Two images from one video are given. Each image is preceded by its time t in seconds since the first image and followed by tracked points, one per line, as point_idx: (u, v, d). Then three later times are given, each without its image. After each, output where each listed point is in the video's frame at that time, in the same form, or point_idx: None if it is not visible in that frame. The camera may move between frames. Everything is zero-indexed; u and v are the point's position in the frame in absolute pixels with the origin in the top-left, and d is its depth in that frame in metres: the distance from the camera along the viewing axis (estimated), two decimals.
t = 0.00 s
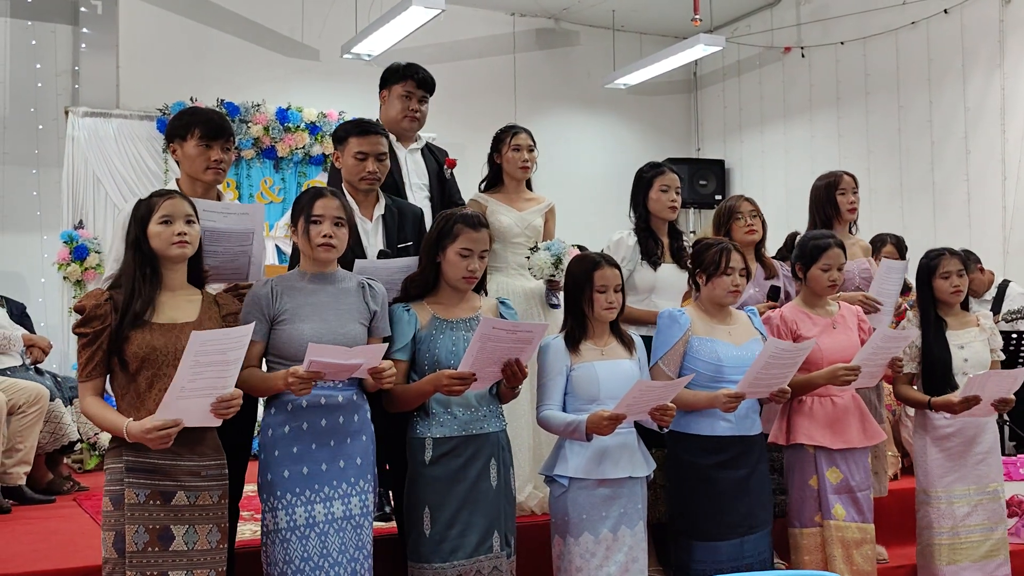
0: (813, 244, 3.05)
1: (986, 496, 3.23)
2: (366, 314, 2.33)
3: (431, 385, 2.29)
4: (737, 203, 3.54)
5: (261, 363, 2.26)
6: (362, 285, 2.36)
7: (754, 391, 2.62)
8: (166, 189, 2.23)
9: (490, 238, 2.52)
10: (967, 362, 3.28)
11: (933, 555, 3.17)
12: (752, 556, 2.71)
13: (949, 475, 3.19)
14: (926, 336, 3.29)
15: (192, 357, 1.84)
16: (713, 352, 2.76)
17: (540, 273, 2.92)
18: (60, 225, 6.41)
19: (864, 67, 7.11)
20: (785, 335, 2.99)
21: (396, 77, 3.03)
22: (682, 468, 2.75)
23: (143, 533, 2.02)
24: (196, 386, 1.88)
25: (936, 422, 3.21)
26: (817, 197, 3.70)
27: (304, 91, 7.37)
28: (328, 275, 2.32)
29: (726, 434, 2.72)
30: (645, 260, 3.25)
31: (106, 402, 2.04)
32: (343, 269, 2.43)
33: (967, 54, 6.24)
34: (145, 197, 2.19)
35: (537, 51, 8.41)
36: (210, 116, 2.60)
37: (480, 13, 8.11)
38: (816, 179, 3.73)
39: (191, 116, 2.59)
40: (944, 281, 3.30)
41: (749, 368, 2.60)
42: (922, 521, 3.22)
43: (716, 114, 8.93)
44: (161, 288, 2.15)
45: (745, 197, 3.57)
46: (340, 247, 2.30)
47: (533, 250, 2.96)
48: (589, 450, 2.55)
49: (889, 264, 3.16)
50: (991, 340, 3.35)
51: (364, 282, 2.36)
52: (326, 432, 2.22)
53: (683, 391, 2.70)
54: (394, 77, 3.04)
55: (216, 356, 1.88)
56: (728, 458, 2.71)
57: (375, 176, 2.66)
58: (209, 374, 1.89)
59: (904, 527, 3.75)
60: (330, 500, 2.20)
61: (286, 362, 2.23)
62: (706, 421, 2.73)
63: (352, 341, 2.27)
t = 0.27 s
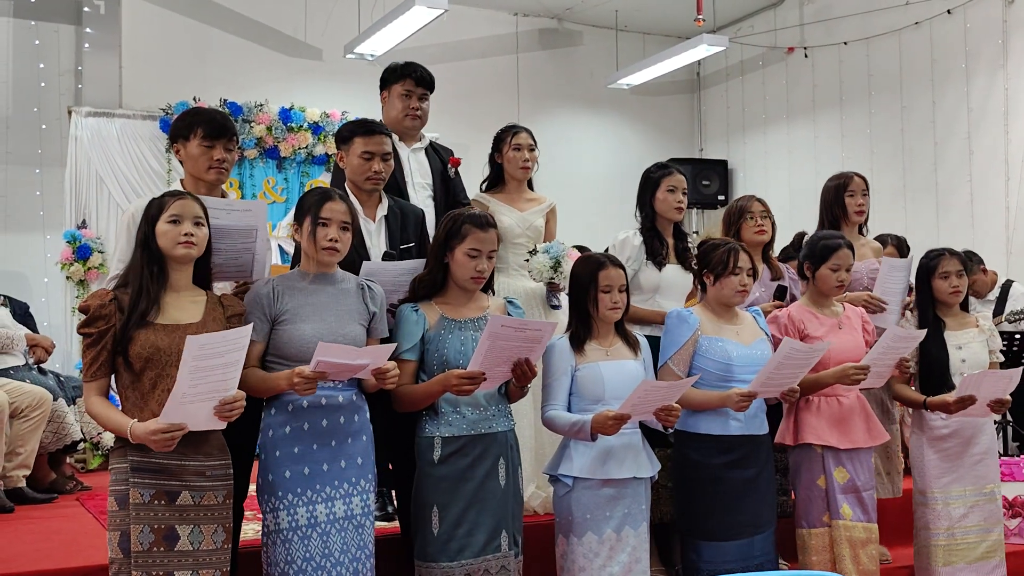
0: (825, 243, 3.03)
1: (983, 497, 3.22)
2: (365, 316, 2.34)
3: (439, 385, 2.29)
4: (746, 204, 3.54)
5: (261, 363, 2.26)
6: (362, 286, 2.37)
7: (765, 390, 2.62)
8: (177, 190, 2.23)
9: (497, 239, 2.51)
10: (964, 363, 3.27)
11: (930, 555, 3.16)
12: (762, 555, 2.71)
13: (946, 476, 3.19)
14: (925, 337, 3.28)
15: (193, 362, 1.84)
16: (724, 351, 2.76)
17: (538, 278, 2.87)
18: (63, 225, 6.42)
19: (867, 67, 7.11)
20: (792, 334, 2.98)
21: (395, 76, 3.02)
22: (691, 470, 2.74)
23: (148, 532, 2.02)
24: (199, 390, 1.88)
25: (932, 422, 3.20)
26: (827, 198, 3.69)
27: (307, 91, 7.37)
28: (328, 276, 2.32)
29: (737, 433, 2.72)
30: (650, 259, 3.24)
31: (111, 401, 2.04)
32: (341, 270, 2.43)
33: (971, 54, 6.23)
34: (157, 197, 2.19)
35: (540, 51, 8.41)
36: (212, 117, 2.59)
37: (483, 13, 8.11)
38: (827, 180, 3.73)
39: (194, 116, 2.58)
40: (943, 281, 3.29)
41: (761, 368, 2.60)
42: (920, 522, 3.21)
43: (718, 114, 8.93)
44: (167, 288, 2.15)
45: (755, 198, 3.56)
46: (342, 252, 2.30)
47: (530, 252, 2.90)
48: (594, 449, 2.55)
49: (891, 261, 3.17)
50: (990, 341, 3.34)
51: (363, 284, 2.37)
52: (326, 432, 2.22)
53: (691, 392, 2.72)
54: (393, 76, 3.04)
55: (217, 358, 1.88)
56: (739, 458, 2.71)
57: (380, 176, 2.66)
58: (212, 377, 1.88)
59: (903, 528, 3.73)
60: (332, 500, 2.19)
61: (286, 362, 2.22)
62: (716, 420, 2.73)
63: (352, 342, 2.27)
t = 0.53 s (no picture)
0: (835, 242, 3.04)
1: (981, 498, 3.22)
2: (369, 315, 2.34)
3: (450, 385, 2.29)
4: (750, 204, 3.54)
5: (266, 364, 2.25)
6: (364, 286, 2.37)
7: (771, 390, 2.62)
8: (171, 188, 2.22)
9: (507, 238, 2.51)
10: (963, 363, 3.26)
11: (927, 556, 3.16)
12: (767, 556, 2.72)
13: (944, 476, 3.19)
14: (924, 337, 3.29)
15: (164, 367, 1.84)
16: (729, 351, 2.76)
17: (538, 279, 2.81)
18: (66, 225, 6.42)
19: (869, 67, 7.11)
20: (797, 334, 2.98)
21: (393, 75, 3.03)
22: (696, 470, 2.74)
23: (142, 531, 2.03)
24: (180, 393, 1.88)
25: (929, 422, 3.20)
26: (834, 199, 3.69)
27: (310, 91, 7.37)
28: (331, 276, 2.32)
29: (743, 432, 2.73)
30: (654, 259, 3.24)
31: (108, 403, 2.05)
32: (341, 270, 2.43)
33: (973, 54, 6.22)
34: (150, 196, 2.19)
35: (542, 51, 8.40)
36: (216, 116, 2.60)
37: (486, 13, 8.11)
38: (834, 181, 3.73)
39: (198, 116, 2.59)
40: (942, 281, 3.28)
41: (767, 368, 2.60)
42: (917, 523, 3.21)
43: (720, 114, 8.92)
44: (160, 287, 2.14)
45: (759, 197, 3.56)
46: (348, 249, 2.31)
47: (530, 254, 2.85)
48: (598, 448, 2.55)
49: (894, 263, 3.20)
50: (988, 342, 3.33)
51: (366, 283, 2.37)
52: (335, 432, 2.23)
53: (694, 391, 2.72)
54: (391, 75, 3.04)
55: (189, 359, 1.88)
56: (745, 457, 2.72)
57: (388, 174, 2.66)
58: (189, 378, 1.88)
59: (901, 528, 3.73)
60: (341, 499, 2.20)
61: (292, 362, 2.23)
62: (721, 420, 2.73)
63: (357, 342, 2.28)
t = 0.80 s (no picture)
0: (841, 243, 3.04)
1: (982, 498, 3.22)
2: (376, 313, 2.35)
3: (460, 386, 2.29)
4: (750, 203, 3.54)
5: (275, 365, 2.24)
6: (370, 285, 2.37)
7: (770, 390, 2.62)
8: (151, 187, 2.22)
9: (518, 239, 2.51)
10: (964, 363, 3.26)
11: (928, 557, 3.15)
12: (766, 555, 2.72)
13: (945, 477, 3.18)
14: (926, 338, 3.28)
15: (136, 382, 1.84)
16: (729, 351, 2.76)
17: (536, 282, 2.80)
18: (67, 224, 6.42)
19: (871, 67, 7.10)
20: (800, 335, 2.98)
21: (390, 75, 3.04)
22: (700, 473, 2.73)
23: (138, 532, 2.03)
24: (160, 403, 1.89)
25: (930, 423, 3.20)
26: (839, 199, 3.69)
27: (311, 91, 7.37)
28: (337, 275, 2.33)
29: (743, 433, 2.72)
30: (655, 259, 3.24)
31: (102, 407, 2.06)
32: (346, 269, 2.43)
33: (975, 54, 6.22)
34: (130, 196, 2.19)
35: (544, 51, 8.40)
36: (220, 116, 2.60)
37: (487, 13, 8.11)
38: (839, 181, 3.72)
39: (201, 117, 2.59)
40: (943, 281, 3.28)
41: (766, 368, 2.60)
42: (919, 523, 3.21)
43: (722, 114, 8.92)
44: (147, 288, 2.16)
45: (758, 197, 3.56)
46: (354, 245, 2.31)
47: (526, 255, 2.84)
48: (600, 448, 2.54)
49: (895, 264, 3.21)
50: (989, 342, 3.33)
51: (372, 281, 2.38)
52: (346, 431, 2.23)
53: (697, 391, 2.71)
54: (388, 75, 3.05)
55: (163, 370, 1.88)
56: (746, 457, 2.71)
57: (395, 173, 2.66)
58: (166, 388, 1.89)
59: (902, 528, 3.74)
60: (352, 499, 2.20)
61: (303, 362, 2.23)
62: (721, 420, 2.72)
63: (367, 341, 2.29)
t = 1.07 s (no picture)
0: (841, 241, 3.03)
1: (987, 498, 3.21)
2: (381, 313, 2.35)
3: (468, 385, 2.30)
4: (749, 202, 3.53)
5: (282, 367, 2.25)
6: (376, 284, 2.37)
7: (762, 389, 2.62)
8: (140, 187, 2.21)
9: (525, 238, 2.51)
10: (970, 363, 3.26)
11: (934, 556, 3.15)
12: (765, 555, 2.71)
13: (950, 476, 3.18)
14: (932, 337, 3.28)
15: (113, 390, 1.85)
16: (723, 351, 2.76)
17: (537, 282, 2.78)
18: (70, 224, 6.43)
19: (874, 66, 7.09)
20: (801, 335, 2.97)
21: (388, 73, 3.04)
22: (697, 469, 2.74)
23: (137, 532, 2.04)
24: (143, 408, 1.90)
25: (937, 422, 3.20)
26: (843, 196, 3.69)
27: (314, 90, 7.37)
28: (342, 276, 2.33)
29: (736, 433, 2.72)
30: (656, 259, 3.24)
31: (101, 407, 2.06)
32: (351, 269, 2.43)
33: (978, 53, 6.20)
34: (120, 196, 2.18)
35: (546, 50, 8.40)
36: (221, 116, 2.59)
37: (489, 12, 8.11)
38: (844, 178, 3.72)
39: (203, 115, 2.59)
40: (949, 280, 3.27)
41: (758, 365, 2.59)
42: (924, 523, 3.20)
43: (724, 113, 8.91)
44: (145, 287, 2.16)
45: (757, 195, 3.56)
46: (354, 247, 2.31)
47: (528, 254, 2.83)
48: (600, 448, 2.54)
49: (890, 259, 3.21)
50: (994, 341, 3.34)
51: (377, 280, 2.37)
52: (352, 430, 2.23)
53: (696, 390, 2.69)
54: (387, 73, 3.05)
55: (138, 376, 1.88)
56: (743, 456, 2.71)
57: (401, 170, 2.67)
58: (146, 392, 1.90)
59: (906, 528, 3.74)
60: (358, 498, 2.20)
61: (309, 363, 2.23)
62: (717, 419, 2.72)
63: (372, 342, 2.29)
